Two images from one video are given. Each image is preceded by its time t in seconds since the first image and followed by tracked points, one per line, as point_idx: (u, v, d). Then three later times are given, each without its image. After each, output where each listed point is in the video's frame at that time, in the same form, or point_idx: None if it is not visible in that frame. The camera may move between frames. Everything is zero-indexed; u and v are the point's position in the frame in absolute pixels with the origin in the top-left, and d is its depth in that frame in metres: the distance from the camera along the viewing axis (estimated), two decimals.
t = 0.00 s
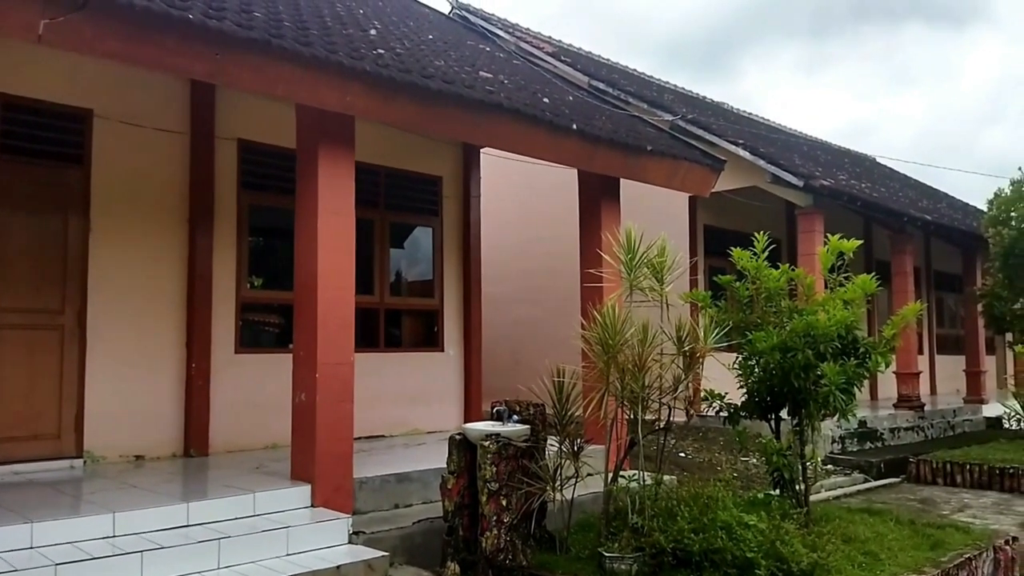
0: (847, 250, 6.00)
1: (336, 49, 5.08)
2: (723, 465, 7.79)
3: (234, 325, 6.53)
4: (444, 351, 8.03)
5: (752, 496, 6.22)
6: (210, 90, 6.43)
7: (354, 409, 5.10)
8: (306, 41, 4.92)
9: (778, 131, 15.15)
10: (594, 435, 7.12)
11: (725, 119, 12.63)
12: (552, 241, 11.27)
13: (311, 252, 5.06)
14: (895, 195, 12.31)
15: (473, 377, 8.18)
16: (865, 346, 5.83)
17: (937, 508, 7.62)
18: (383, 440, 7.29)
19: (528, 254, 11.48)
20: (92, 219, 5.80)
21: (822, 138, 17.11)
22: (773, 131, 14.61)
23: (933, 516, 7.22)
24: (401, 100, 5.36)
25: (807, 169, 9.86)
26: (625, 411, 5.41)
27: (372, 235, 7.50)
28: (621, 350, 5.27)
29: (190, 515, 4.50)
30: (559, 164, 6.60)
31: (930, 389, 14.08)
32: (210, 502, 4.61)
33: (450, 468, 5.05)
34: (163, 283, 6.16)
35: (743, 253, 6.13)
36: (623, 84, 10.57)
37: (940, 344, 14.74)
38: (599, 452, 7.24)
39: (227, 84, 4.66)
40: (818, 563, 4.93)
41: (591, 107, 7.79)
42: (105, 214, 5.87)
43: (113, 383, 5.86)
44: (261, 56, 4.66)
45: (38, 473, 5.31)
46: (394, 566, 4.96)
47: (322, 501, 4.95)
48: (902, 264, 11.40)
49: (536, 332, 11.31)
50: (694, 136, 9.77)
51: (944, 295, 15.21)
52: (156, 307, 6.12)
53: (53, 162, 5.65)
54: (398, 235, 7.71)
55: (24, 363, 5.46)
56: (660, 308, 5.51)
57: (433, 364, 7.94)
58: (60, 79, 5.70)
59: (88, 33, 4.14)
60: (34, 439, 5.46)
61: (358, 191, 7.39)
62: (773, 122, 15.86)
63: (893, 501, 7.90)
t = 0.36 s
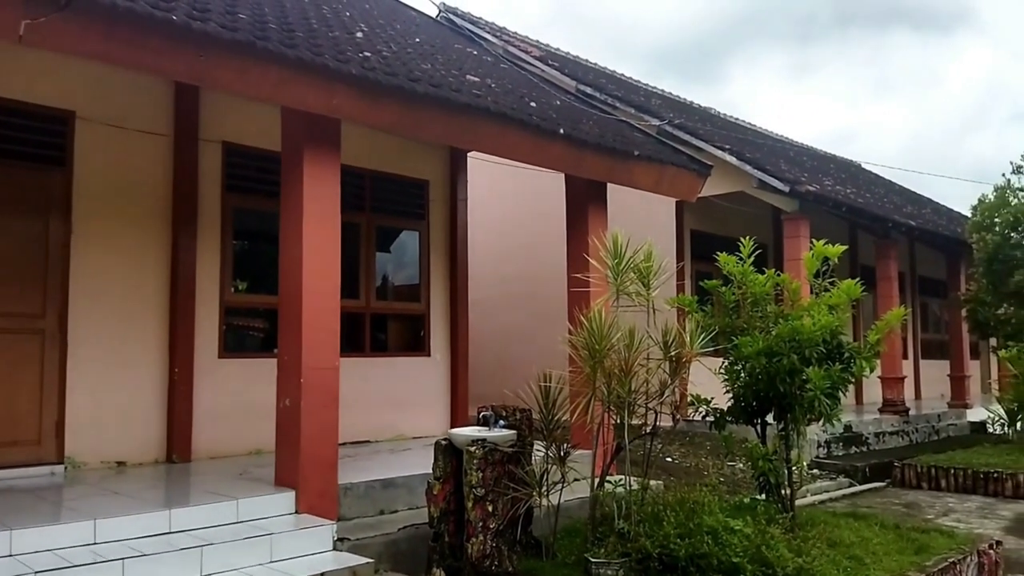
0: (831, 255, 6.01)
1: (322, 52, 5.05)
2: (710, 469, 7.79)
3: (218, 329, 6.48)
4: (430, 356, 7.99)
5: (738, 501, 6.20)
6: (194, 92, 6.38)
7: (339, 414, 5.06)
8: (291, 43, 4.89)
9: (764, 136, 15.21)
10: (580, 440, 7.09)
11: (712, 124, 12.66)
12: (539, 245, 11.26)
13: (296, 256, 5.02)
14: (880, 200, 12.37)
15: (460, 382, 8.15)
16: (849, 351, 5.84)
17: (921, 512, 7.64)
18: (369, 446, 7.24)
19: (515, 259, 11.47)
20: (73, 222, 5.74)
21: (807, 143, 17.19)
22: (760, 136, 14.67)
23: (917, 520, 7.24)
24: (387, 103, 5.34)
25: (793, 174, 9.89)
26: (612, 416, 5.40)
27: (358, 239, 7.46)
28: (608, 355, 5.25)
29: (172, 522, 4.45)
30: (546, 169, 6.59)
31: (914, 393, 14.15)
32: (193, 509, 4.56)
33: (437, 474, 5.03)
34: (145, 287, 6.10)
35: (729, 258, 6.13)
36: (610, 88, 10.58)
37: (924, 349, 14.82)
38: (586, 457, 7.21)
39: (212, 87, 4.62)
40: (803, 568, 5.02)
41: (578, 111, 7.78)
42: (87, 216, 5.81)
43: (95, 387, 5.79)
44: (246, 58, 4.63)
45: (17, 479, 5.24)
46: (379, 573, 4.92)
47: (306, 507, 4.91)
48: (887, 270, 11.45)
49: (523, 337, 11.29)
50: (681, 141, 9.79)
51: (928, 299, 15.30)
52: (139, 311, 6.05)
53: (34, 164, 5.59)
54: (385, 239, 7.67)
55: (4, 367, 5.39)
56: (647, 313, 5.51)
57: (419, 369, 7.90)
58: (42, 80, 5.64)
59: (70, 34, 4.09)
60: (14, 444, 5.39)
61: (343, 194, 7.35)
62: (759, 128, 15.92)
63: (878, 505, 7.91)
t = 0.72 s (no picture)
0: (815, 261, 6.03)
1: (306, 55, 5.02)
2: (695, 475, 7.79)
3: (199, 335, 6.42)
4: (415, 362, 7.96)
5: (723, 506, 6.22)
6: (177, 95, 6.33)
7: (323, 420, 5.02)
8: (275, 47, 4.85)
9: (749, 142, 15.26)
10: (565, 446, 7.07)
11: (697, 130, 12.69)
12: (524, 251, 11.25)
13: (279, 261, 4.99)
14: (864, 207, 12.45)
15: (445, 387, 8.13)
16: (833, 356, 5.85)
17: (904, 518, 7.67)
18: (352, 452, 7.20)
19: (501, 264, 11.45)
20: (53, 225, 5.68)
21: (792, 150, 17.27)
22: (745, 142, 14.73)
23: (900, 525, 7.27)
24: (372, 107, 5.31)
25: (778, 180, 9.92)
26: (597, 422, 5.39)
27: (343, 244, 7.42)
28: (593, 360, 5.23)
29: (152, 529, 4.40)
30: (532, 174, 6.57)
31: (898, 399, 14.23)
32: (173, 516, 4.51)
33: (420, 480, 5.00)
34: (126, 291, 6.04)
35: (714, 263, 6.13)
36: (596, 93, 10.59)
37: (907, 355, 14.92)
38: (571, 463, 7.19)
39: (194, 90, 4.58)
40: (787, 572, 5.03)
41: (564, 117, 7.78)
42: (67, 220, 5.75)
43: (74, 393, 5.73)
44: (228, 60, 4.59)
45: None
46: None
47: (289, 515, 4.87)
48: (871, 276, 11.50)
49: (508, 342, 11.28)
50: (667, 147, 9.81)
51: (911, 305, 15.40)
52: (119, 315, 5.99)
53: (14, 167, 5.53)
54: (369, 244, 7.64)
55: None
56: (631, 319, 5.51)
57: (404, 374, 7.87)
58: (21, 82, 5.58)
59: (50, 35, 4.04)
60: None
61: (327, 198, 7.31)
62: (745, 134, 15.99)
63: (862, 510, 7.94)
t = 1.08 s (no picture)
0: (796, 270, 6.04)
1: (287, 61, 4.99)
2: (677, 483, 7.79)
3: (177, 342, 6.35)
4: (396, 370, 7.92)
5: (704, 515, 6.22)
6: (156, 100, 6.28)
7: (301, 429, 4.98)
8: (255, 52, 4.82)
9: (731, 151, 15.34)
10: (546, 454, 7.05)
11: (679, 139, 12.75)
12: (507, 258, 11.23)
13: (258, 268, 4.94)
14: (844, 216, 12.53)
15: (427, 396, 8.10)
16: (814, 364, 5.86)
17: (885, 525, 7.71)
18: (332, 461, 7.14)
19: (484, 271, 11.43)
20: (29, 231, 5.62)
21: (773, 159, 17.38)
22: (727, 151, 14.81)
23: (880, 533, 7.31)
24: (353, 114, 5.29)
25: (759, 189, 9.97)
26: (579, 430, 5.37)
27: (324, 251, 7.38)
28: (575, 368, 5.21)
29: (127, 540, 4.34)
30: (515, 182, 6.56)
31: (878, 407, 14.32)
32: (149, 526, 4.44)
33: (400, 489, 4.96)
34: (103, 298, 5.97)
35: (695, 272, 6.15)
36: (579, 101, 10.61)
37: (887, 363, 15.02)
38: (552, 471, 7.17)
39: (173, 95, 4.53)
40: None
41: (547, 125, 7.79)
42: (43, 225, 5.69)
43: (48, 401, 5.65)
44: (208, 66, 4.56)
45: None
46: None
47: (267, 525, 4.81)
48: (851, 284, 11.56)
49: (490, 350, 11.25)
50: (649, 155, 9.84)
51: (891, 314, 15.52)
52: (96, 322, 5.92)
53: None
54: (350, 251, 7.59)
55: None
56: (613, 327, 5.50)
57: (384, 382, 7.82)
58: None
59: (26, 39, 3.99)
60: None
61: (308, 205, 7.26)
62: (727, 142, 16.07)
63: (843, 518, 7.97)
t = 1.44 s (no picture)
0: (780, 278, 6.06)
1: (271, 67, 4.97)
2: (661, 491, 7.79)
3: (157, 350, 6.29)
4: (380, 378, 7.88)
5: (688, 523, 6.21)
6: (138, 106, 6.23)
7: (284, 437, 4.93)
8: (239, 58, 4.80)
9: (716, 159, 15.40)
10: (531, 462, 7.02)
11: (665, 147, 12.79)
12: (492, 266, 11.22)
13: (240, 275, 4.90)
14: (828, 224, 12.60)
15: (412, 404, 8.06)
16: (798, 373, 5.88)
17: (868, 533, 7.72)
18: (314, 469, 7.09)
19: (469, 279, 11.40)
20: (7, 237, 5.56)
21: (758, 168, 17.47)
22: (712, 159, 14.87)
23: (864, 541, 7.32)
24: (338, 121, 5.27)
25: (744, 198, 10.00)
26: (563, 438, 5.36)
27: (307, 259, 7.34)
28: (560, 376, 5.20)
29: (106, 549, 4.28)
30: (500, 189, 6.55)
31: (861, 415, 14.38)
32: (128, 536, 4.39)
33: (383, 498, 4.96)
34: (83, 305, 5.91)
35: (680, 280, 6.14)
36: (565, 109, 10.63)
37: (871, 371, 15.09)
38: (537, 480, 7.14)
39: (155, 101, 4.49)
40: None
41: (532, 132, 7.79)
42: (21, 232, 5.64)
43: (26, 409, 5.58)
44: (190, 72, 4.52)
45: None
46: None
47: (248, 534, 4.76)
48: (835, 292, 11.62)
49: (475, 358, 11.23)
50: (634, 163, 9.87)
51: (875, 322, 15.61)
52: (75, 330, 5.86)
53: None
54: (334, 258, 7.55)
55: None
56: (598, 335, 5.49)
57: (368, 390, 7.78)
58: None
59: (5, 44, 3.95)
60: None
61: (291, 212, 7.22)
62: (712, 151, 16.14)
63: (826, 526, 7.98)
